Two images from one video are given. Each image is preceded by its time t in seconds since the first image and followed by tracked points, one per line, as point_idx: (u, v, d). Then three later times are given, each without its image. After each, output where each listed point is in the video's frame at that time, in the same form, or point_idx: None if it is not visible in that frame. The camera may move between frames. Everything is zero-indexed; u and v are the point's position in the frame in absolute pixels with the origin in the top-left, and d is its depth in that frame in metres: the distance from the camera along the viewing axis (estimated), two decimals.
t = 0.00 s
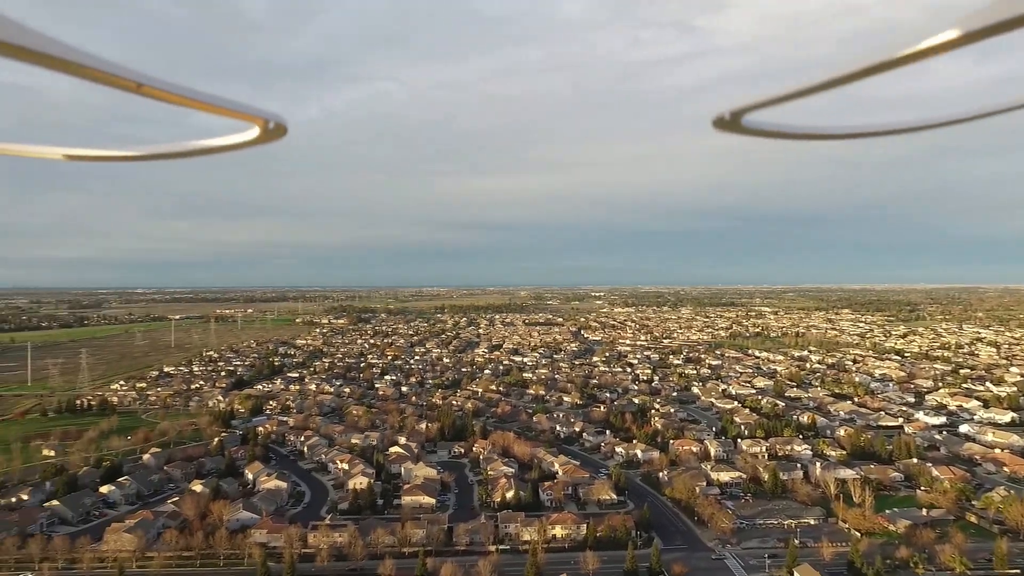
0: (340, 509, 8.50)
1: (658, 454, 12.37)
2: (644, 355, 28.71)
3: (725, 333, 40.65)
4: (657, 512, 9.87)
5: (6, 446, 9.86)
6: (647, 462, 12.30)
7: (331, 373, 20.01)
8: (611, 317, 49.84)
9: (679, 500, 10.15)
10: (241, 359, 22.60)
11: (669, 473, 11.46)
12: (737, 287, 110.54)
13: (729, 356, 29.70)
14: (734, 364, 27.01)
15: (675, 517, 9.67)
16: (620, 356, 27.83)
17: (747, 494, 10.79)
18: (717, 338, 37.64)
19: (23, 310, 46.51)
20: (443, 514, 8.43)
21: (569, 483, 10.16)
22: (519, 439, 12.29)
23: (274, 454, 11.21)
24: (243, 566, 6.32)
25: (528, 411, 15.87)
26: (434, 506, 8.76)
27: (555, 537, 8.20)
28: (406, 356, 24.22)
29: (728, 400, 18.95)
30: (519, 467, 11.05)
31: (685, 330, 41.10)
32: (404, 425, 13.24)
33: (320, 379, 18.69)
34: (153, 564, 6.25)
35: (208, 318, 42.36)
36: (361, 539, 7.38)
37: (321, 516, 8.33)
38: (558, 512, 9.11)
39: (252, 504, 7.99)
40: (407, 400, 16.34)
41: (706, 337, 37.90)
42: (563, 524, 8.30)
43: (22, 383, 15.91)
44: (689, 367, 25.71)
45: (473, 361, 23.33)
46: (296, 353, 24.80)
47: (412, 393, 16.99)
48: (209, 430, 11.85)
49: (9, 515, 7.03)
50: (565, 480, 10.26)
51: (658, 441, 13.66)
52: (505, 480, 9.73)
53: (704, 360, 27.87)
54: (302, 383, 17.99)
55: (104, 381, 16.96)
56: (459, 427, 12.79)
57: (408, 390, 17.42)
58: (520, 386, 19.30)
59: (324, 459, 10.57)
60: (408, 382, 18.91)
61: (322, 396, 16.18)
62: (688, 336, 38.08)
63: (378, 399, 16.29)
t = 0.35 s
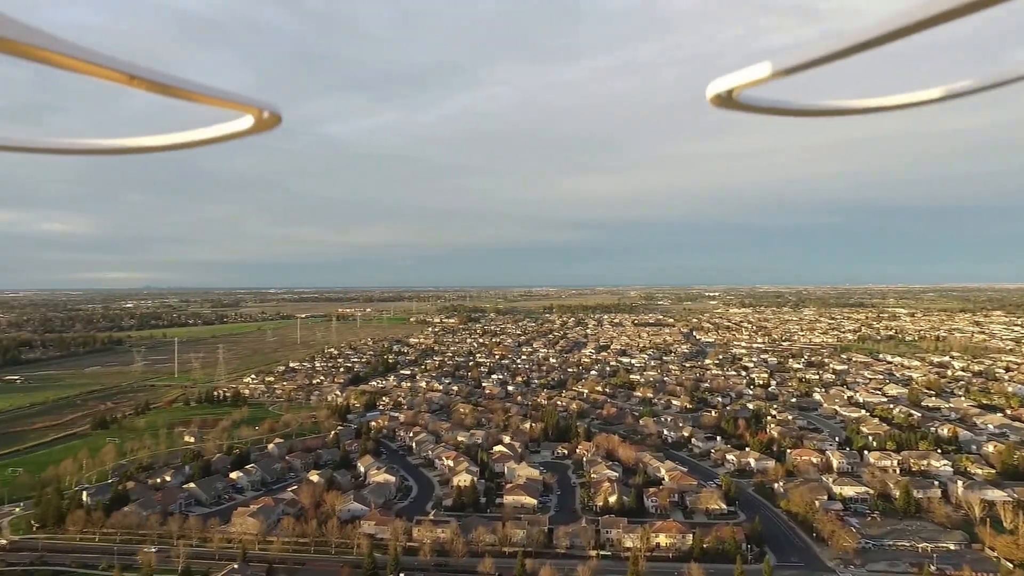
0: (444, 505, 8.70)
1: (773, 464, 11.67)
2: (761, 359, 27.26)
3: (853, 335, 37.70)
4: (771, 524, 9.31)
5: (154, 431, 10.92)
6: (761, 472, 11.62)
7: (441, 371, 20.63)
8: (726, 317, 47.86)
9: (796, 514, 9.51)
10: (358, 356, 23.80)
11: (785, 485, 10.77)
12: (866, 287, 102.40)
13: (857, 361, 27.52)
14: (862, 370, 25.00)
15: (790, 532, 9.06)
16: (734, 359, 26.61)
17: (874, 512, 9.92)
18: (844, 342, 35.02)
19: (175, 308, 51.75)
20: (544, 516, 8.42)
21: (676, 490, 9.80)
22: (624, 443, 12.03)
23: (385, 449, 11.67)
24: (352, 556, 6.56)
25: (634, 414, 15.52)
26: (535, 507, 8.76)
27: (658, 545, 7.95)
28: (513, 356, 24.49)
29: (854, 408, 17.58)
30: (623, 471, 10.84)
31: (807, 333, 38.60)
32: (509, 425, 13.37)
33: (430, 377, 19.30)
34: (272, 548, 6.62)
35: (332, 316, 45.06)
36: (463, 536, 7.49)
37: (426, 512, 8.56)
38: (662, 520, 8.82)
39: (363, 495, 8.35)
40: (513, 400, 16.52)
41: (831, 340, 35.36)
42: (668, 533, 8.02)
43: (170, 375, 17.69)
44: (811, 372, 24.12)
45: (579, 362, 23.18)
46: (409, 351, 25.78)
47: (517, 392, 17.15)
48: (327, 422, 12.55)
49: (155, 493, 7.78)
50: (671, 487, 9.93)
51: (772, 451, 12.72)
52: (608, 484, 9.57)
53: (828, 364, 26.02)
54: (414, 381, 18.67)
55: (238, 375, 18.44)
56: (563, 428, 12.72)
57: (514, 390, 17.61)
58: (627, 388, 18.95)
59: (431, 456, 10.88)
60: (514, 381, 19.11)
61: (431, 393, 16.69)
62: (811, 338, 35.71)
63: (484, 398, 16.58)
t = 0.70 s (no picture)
0: (544, 505, 8.76)
1: (899, 478, 10.77)
2: (890, 364, 25.21)
3: (1002, 341, 33.93)
4: (896, 544, 8.61)
5: (277, 421, 11.78)
6: (886, 486, 10.75)
7: (545, 371, 20.79)
8: (851, 320, 44.61)
9: (925, 535, 8.72)
10: (465, 355, 24.44)
11: (913, 502, 9.90)
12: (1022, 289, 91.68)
13: (1005, 368, 24.77)
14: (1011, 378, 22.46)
15: (919, 553, 8.33)
16: (859, 364, 24.79)
17: (1019, 537, 8.89)
18: (990, 347, 31.60)
19: (301, 307, 55.42)
20: (645, 521, 8.26)
21: (788, 502, 9.29)
22: (732, 449, 11.55)
23: (489, 446, 11.93)
24: (453, 551, 6.75)
25: (744, 420, 14.86)
26: (637, 511, 8.62)
27: (767, 559, 7.57)
28: (618, 357, 24.18)
29: (998, 420, 15.86)
30: (731, 479, 10.42)
31: (946, 337, 35.16)
32: (612, 426, 13.24)
33: (535, 377, 19.46)
34: (378, 539, 6.96)
35: (442, 316, 46.50)
36: (562, 537, 7.50)
37: (526, 510, 8.65)
38: (773, 533, 8.38)
39: (465, 492, 8.58)
40: (617, 401, 16.33)
41: (975, 345, 31.98)
42: (778, 547, 7.61)
43: (295, 369, 19.05)
44: (948, 380, 22.00)
45: (687, 364, 22.50)
46: (515, 350, 26.17)
47: (621, 394, 16.96)
48: (434, 419, 12.99)
49: (277, 481, 8.40)
50: (782, 498, 9.42)
51: (899, 463, 11.79)
52: (713, 492, 9.24)
53: (969, 372, 23.61)
54: (519, 380, 18.92)
55: (354, 371, 19.50)
56: (668, 431, 12.41)
57: (619, 391, 17.41)
58: (738, 393, 18.16)
59: (533, 455, 10.98)
60: (619, 382, 18.87)
61: (535, 392, 16.84)
62: (951, 343, 32.52)
63: (588, 398, 16.53)
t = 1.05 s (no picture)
0: (639, 510, 8.60)
1: None
2: None
3: None
4: None
5: (380, 416, 12.31)
6: None
7: (645, 372, 20.43)
8: (992, 322, 40.47)
9: None
10: (565, 354, 24.46)
11: None
12: None
13: None
14: None
15: None
16: (998, 371, 22.50)
17: None
18: None
19: (408, 305, 57.56)
20: (746, 532, 7.93)
21: (907, 519, 8.59)
22: (845, 460, 10.83)
23: (584, 447, 11.86)
24: (543, 551, 6.79)
25: (860, 429, 13.89)
26: (737, 521, 8.29)
27: None
28: (723, 359, 23.33)
29: None
30: (843, 491, 9.78)
31: None
32: (713, 431, 12.79)
33: (634, 378, 19.13)
34: (472, 534, 7.12)
35: (543, 314, 46.77)
36: (656, 544, 7.34)
37: (620, 515, 8.53)
38: (889, 552, 7.78)
39: (558, 492, 8.58)
40: (720, 405, 15.75)
41: None
42: (894, 567, 6.99)
43: (400, 365, 19.83)
44: None
45: (798, 367, 21.35)
46: (615, 350, 25.91)
47: (725, 397, 16.36)
48: (530, 418, 13.10)
49: (378, 473, 8.79)
50: (901, 515, 8.74)
51: None
52: (822, 504, 8.71)
53: None
54: (617, 380, 18.70)
55: (455, 368, 20.01)
56: (774, 438, 11.81)
57: (721, 394, 16.80)
58: (854, 400, 16.99)
59: (629, 458, 10.81)
60: (722, 385, 18.19)
61: (634, 393, 16.58)
62: None
63: (689, 401, 16.09)
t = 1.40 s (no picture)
0: (734, 518, 8.26)
1: None
2: None
3: None
4: None
5: (472, 413, 12.53)
6: None
7: (746, 375, 19.59)
8: None
9: None
10: (660, 355, 23.90)
11: None
12: None
13: None
14: None
15: None
16: None
17: None
18: None
19: (503, 304, 58.23)
20: (852, 548, 7.44)
21: None
22: (970, 475, 9.91)
23: (678, 451, 11.53)
24: (631, 557, 6.66)
25: (988, 441, 12.65)
26: (842, 536, 7.78)
27: None
28: (832, 362, 21.96)
29: None
30: (967, 510, 8.96)
31: None
32: (818, 439, 12.08)
33: (733, 380, 18.40)
34: (558, 535, 7.12)
35: (640, 314, 45.96)
36: (751, 555, 7.02)
37: (713, 523, 8.23)
38: None
39: (648, 497, 8.39)
40: (826, 412, 14.85)
41: None
42: None
43: (493, 364, 20.08)
44: None
45: (918, 373, 19.73)
46: (714, 351, 25.02)
47: (832, 403, 15.41)
48: (622, 419, 12.89)
49: (468, 470, 8.95)
50: None
51: None
52: (942, 523, 8.02)
53: None
54: (714, 383, 18.05)
55: (547, 367, 20.02)
56: (887, 449, 10.99)
57: (829, 400, 15.83)
58: (983, 409, 15.49)
59: (725, 464, 10.40)
60: (830, 391, 17.13)
61: (732, 397, 15.95)
62: None
63: (793, 407, 15.28)
